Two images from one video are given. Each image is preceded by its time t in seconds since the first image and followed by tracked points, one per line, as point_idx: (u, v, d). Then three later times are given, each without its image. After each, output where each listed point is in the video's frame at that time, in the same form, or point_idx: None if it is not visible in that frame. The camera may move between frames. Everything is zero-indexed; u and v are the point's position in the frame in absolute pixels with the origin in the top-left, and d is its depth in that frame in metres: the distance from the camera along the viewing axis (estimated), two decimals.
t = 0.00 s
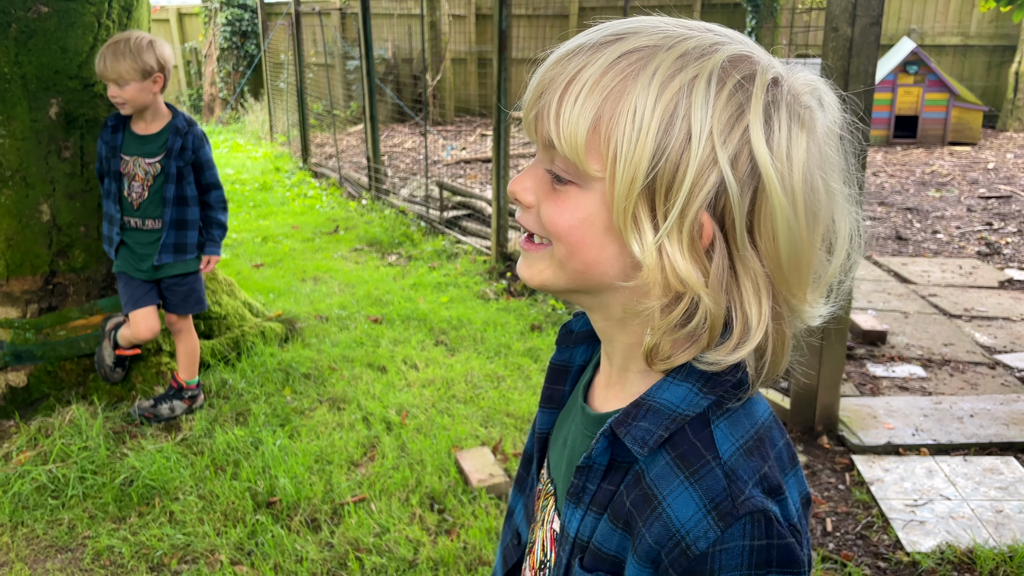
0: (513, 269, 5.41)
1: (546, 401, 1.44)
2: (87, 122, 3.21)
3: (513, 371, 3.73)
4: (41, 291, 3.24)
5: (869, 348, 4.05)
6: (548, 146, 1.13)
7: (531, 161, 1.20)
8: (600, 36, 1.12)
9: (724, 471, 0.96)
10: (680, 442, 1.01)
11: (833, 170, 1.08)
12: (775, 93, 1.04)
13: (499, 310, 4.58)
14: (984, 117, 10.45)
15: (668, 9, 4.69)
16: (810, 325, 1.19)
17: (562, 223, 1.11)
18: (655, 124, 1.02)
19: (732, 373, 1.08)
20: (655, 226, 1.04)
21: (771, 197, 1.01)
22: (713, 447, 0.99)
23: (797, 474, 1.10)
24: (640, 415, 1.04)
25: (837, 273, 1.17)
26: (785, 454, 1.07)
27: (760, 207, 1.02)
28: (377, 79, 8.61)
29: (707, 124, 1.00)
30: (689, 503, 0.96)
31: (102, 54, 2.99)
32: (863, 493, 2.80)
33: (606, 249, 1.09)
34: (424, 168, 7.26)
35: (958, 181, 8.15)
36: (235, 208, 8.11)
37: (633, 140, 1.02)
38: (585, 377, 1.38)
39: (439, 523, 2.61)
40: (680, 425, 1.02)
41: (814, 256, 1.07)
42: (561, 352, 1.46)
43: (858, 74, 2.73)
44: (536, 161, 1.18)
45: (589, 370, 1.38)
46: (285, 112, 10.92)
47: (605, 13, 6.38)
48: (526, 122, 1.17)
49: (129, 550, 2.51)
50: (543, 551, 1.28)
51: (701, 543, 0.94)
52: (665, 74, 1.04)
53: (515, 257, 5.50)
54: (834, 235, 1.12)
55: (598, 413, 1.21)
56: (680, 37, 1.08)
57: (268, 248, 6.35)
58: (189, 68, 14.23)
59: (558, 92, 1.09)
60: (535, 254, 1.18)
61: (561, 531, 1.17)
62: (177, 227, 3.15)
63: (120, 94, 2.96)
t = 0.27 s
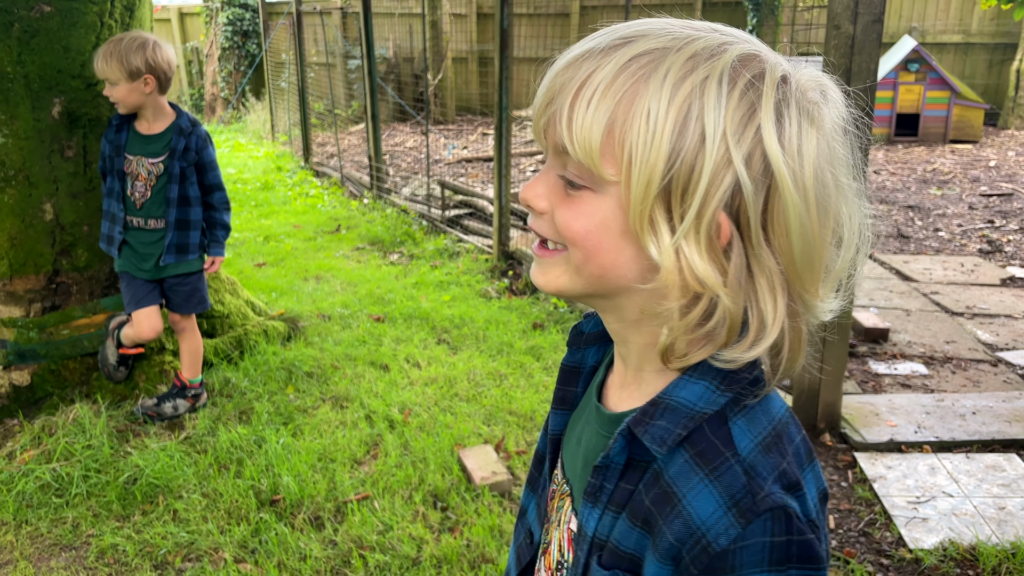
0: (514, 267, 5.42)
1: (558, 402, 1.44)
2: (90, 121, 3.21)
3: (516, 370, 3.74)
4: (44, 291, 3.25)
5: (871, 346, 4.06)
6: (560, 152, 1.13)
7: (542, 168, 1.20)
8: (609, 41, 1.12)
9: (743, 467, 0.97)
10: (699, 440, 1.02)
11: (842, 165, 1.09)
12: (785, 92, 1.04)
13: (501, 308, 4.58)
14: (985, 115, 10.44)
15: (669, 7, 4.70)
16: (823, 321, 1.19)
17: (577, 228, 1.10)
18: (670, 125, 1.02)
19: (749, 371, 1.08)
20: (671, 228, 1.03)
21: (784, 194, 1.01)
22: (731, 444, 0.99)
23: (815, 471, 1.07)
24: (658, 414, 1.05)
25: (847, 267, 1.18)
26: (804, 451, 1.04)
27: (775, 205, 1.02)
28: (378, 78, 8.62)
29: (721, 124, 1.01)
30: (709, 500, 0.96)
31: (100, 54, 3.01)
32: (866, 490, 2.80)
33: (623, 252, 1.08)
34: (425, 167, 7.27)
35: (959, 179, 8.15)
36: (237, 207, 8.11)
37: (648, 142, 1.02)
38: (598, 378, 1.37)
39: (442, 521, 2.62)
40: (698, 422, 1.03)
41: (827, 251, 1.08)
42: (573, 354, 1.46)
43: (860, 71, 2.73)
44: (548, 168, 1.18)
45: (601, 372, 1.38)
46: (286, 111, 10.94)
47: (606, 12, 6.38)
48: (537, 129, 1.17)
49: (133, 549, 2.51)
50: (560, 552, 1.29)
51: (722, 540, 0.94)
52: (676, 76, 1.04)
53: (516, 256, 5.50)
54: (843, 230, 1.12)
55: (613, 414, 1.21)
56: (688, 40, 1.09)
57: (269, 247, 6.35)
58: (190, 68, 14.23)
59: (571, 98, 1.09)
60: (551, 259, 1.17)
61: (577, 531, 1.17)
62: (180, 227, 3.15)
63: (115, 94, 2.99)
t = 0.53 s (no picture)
0: (516, 267, 5.43)
1: (564, 415, 1.43)
2: (93, 122, 3.22)
3: (518, 370, 3.74)
4: (48, 291, 3.27)
5: (873, 345, 4.06)
6: (581, 168, 1.11)
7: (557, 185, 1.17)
8: (622, 54, 1.12)
9: (785, 475, 0.97)
10: (737, 450, 1.02)
11: (855, 164, 1.12)
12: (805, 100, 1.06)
13: (503, 308, 4.59)
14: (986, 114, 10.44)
15: (670, 8, 4.71)
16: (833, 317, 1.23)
17: (604, 245, 1.08)
18: (701, 138, 1.02)
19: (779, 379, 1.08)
20: (705, 240, 1.04)
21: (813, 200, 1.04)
22: (771, 452, 1.00)
23: (841, 471, 1.09)
24: (693, 427, 1.05)
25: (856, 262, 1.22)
26: (831, 451, 1.06)
27: (804, 211, 1.05)
28: (379, 78, 8.63)
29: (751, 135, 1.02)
30: (757, 511, 0.96)
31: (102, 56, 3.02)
32: (868, 489, 2.81)
33: (653, 267, 1.07)
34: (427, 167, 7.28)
35: (960, 178, 8.15)
36: (238, 207, 8.13)
37: (680, 155, 1.02)
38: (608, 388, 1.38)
39: (445, 520, 2.63)
40: (735, 433, 1.03)
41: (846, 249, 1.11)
42: (578, 365, 1.47)
43: (861, 71, 2.74)
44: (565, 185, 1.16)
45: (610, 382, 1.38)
46: (287, 111, 10.96)
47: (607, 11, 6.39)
48: (552, 145, 1.15)
49: (137, 548, 2.52)
50: (585, 569, 1.28)
51: (773, 551, 0.95)
52: (700, 87, 1.04)
53: (517, 256, 5.51)
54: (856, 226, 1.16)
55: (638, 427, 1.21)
56: (703, 48, 1.09)
57: (271, 247, 6.37)
58: (191, 68, 14.25)
59: (594, 113, 1.08)
60: (573, 279, 1.15)
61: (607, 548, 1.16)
62: (184, 229, 3.17)
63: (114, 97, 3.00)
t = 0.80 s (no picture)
0: (516, 264, 5.45)
1: (558, 399, 1.47)
2: (96, 121, 3.24)
3: (518, 366, 3.77)
4: (51, 289, 3.29)
5: (871, 341, 4.09)
6: (574, 157, 1.14)
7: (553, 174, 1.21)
8: (617, 46, 1.15)
9: (773, 461, 1.00)
10: (727, 437, 1.04)
11: (846, 159, 1.13)
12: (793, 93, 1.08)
13: (503, 305, 4.61)
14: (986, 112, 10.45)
15: (670, 6, 4.73)
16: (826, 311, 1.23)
17: (593, 232, 1.12)
18: (688, 126, 1.04)
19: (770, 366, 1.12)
20: (691, 229, 1.06)
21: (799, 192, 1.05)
22: (759, 439, 1.02)
23: (829, 458, 1.11)
24: (684, 413, 1.08)
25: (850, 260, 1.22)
26: (818, 438, 1.09)
27: (790, 203, 1.06)
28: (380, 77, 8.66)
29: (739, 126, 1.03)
30: (745, 496, 0.99)
31: (126, 53, 3.02)
32: (865, 483, 2.83)
33: (640, 254, 1.10)
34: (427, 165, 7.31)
35: (960, 175, 8.17)
36: (239, 205, 8.15)
37: (667, 145, 1.04)
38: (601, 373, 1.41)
39: (445, 514, 2.65)
40: (725, 420, 1.06)
41: (837, 243, 1.12)
42: (573, 350, 1.51)
43: (858, 68, 2.76)
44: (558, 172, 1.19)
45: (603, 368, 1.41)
46: (288, 110, 10.98)
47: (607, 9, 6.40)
48: (546, 135, 1.19)
49: (141, 542, 2.55)
50: (580, 551, 1.30)
51: (760, 534, 0.97)
52: (688, 78, 1.07)
53: (518, 253, 5.54)
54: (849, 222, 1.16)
55: (629, 413, 1.24)
56: (696, 41, 1.12)
57: (272, 245, 6.39)
58: (192, 67, 14.28)
59: (585, 103, 1.11)
60: (565, 266, 1.19)
61: (601, 531, 1.19)
62: (190, 225, 3.19)
63: (146, 94, 3.02)
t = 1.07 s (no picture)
0: (517, 261, 5.49)
1: (546, 377, 1.50)
2: (100, 118, 3.28)
3: (518, 361, 3.80)
4: (56, 285, 3.32)
5: (869, 336, 4.12)
6: (558, 137, 1.19)
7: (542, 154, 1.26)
8: (604, 34, 1.18)
9: (738, 435, 1.02)
10: (696, 411, 1.06)
11: (823, 151, 1.14)
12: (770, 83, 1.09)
13: (504, 301, 4.64)
14: (986, 108, 10.48)
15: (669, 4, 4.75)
16: (801, 299, 1.23)
17: (572, 208, 1.16)
18: (660, 111, 1.07)
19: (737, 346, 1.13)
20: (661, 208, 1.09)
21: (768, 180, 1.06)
22: (726, 414, 1.04)
23: (798, 436, 1.13)
24: (656, 388, 1.10)
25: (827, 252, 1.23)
26: (787, 417, 1.11)
27: (759, 189, 1.07)
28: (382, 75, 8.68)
29: (711, 113, 1.06)
30: (710, 466, 1.01)
31: (150, 47, 3.06)
32: (861, 475, 2.86)
33: (615, 231, 1.14)
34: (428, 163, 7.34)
35: (960, 172, 8.19)
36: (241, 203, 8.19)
37: (640, 129, 1.08)
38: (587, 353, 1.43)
39: (446, 506, 2.69)
40: (695, 395, 1.07)
41: (808, 233, 1.13)
42: (562, 331, 1.52)
43: (854, 64, 2.79)
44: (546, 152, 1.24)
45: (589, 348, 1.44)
46: (290, 108, 11.01)
47: (608, 7, 6.42)
48: (536, 115, 1.23)
49: (146, 534, 2.58)
50: (561, 520, 1.34)
51: (722, 503, 0.99)
52: (666, 66, 1.09)
53: (519, 250, 5.57)
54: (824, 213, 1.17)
55: (606, 388, 1.27)
56: (679, 32, 1.14)
57: (274, 242, 6.43)
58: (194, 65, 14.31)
59: (569, 87, 1.15)
60: (548, 239, 1.24)
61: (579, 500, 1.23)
62: (196, 219, 3.22)
63: (171, 90, 3.10)
